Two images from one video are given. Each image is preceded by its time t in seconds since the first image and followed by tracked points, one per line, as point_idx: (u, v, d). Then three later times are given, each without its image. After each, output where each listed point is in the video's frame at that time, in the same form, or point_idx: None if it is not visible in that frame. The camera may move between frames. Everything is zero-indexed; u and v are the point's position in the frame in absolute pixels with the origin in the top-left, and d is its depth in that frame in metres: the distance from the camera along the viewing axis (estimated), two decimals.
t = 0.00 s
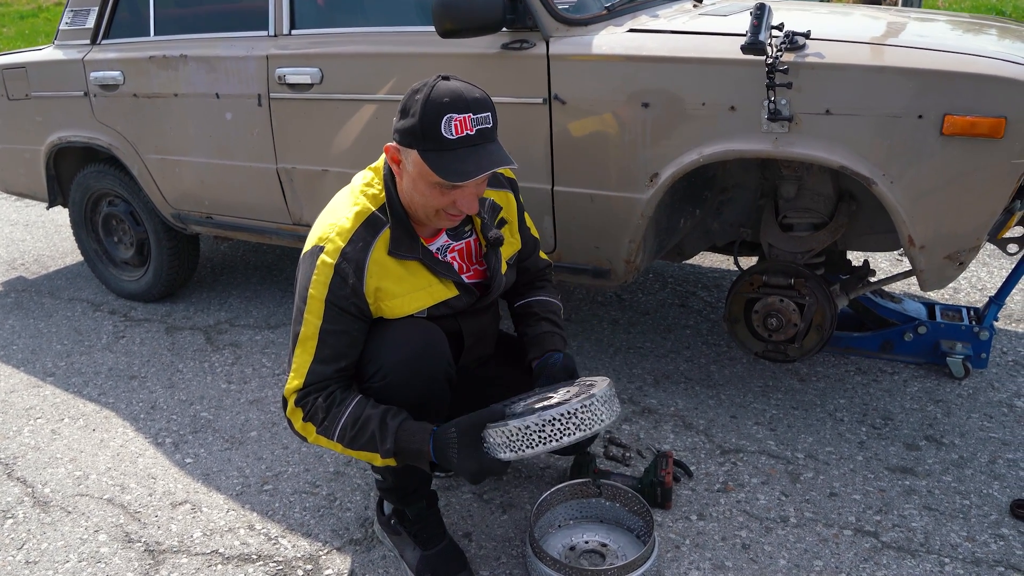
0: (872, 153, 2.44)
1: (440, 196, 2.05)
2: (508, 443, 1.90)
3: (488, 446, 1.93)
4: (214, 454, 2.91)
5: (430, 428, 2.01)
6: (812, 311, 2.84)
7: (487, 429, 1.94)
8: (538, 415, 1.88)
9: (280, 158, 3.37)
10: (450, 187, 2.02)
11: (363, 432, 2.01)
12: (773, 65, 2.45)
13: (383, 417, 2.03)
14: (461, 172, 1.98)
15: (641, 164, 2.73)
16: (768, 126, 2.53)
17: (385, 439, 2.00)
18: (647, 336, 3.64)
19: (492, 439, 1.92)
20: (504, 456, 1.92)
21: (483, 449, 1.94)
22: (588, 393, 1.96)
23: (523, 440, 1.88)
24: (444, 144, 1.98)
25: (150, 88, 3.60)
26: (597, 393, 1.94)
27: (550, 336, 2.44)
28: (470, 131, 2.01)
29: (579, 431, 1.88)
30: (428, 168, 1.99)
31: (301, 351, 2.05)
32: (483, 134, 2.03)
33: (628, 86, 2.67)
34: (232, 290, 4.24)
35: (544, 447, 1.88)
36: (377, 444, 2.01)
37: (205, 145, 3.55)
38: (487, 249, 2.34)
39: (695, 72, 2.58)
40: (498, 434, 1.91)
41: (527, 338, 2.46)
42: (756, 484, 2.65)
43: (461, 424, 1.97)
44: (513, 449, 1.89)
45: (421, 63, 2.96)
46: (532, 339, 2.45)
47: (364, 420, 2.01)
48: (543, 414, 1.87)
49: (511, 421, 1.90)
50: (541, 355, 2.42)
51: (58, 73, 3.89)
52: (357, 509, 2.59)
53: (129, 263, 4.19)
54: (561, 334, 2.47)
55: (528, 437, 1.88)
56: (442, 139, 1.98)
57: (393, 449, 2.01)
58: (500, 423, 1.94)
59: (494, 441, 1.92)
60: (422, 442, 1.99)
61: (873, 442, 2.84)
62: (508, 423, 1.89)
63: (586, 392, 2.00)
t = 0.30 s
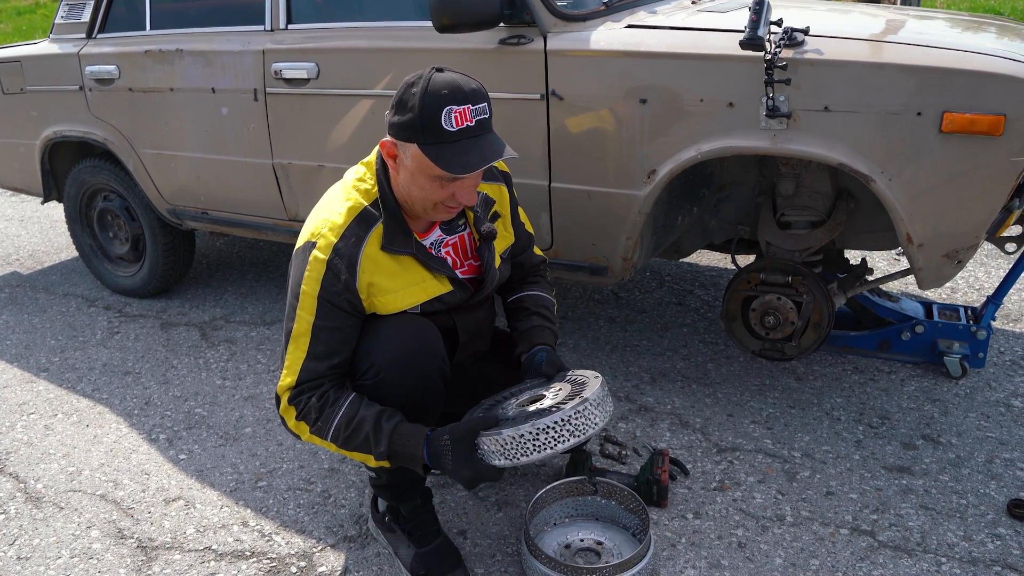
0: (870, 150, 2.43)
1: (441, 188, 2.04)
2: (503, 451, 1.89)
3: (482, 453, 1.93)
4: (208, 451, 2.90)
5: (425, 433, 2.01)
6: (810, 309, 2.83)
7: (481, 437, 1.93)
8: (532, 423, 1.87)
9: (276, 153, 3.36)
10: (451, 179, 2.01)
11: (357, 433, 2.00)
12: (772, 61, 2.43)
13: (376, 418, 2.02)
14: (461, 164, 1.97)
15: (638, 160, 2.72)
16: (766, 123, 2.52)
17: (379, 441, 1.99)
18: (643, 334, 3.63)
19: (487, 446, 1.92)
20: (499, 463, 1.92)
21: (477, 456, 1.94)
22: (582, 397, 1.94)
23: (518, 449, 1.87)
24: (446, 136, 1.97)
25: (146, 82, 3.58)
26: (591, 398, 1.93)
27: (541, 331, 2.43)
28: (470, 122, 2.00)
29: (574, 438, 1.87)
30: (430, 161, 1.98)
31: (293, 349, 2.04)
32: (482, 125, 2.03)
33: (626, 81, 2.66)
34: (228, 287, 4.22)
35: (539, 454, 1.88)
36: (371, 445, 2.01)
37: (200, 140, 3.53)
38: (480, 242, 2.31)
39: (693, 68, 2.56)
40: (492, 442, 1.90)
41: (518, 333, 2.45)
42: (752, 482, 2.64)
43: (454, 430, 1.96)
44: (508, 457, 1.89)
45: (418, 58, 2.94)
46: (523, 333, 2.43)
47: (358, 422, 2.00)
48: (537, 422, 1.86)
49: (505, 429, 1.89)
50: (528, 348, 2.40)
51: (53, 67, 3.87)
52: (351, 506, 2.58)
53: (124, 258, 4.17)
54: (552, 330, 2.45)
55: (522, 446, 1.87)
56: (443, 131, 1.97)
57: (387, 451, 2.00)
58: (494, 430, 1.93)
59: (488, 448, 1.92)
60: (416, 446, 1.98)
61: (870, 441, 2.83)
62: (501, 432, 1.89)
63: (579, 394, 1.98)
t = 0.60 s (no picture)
0: (867, 150, 2.43)
1: (436, 183, 2.03)
2: (496, 452, 1.89)
3: (475, 454, 1.93)
4: (205, 451, 2.89)
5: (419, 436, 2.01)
6: (808, 309, 2.84)
7: (474, 438, 1.92)
8: (524, 424, 1.86)
9: (273, 153, 3.35)
10: (447, 173, 2.00)
11: (352, 435, 2.00)
12: (770, 61, 2.43)
13: (371, 419, 2.02)
14: (459, 156, 1.97)
15: (636, 160, 2.72)
16: (764, 122, 2.52)
17: (374, 444, 2.00)
18: (641, 334, 3.62)
19: (480, 447, 1.91)
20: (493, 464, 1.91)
21: (471, 457, 1.94)
22: (575, 397, 1.92)
23: (510, 450, 1.87)
24: (441, 130, 1.97)
25: (142, 82, 3.58)
26: (584, 398, 1.91)
27: (539, 330, 2.42)
28: (464, 116, 2.00)
29: (567, 438, 1.86)
30: (426, 156, 1.97)
31: (286, 350, 2.03)
32: (477, 119, 2.03)
33: (623, 81, 2.66)
34: (225, 287, 4.21)
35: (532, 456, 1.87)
36: (365, 447, 2.01)
37: (197, 140, 3.53)
38: (473, 242, 2.32)
39: (691, 68, 2.56)
40: (484, 443, 1.90)
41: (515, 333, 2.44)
42: (750, 482, 2.64)
43: (448, 431, 1.96)
44: (502, 459, 1.89)
45: (415, 58, 2.94)
46: (521, 334, 2.42)
47: (353, 423, 2.00)
48: (528, 423, 1.85)
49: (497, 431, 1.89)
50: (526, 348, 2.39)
51: (50, 67, 3.86)
52: (348, 506, 2.57)
53: (121, 258, 4.16)
54: (550, 327, 2.44)
55: (515, 447, 1.86)
56: (439, 125, 1.96)
57: (382, 453, 2.00)
58: (487, 430, 1.92)
59: (481, 449, 1.91)
60: (410, 448, 1.98)
61: (867, 441, 2.83)
62: (494, 433, 1.88)
63: (573, 394, 1.97)
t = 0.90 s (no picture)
0: (868, 149, 2.43)
1: (434, 194, 2.02)
2: (499, 502, 1.85)
3: (482, 496, 1.90)
4: (204, 452, 2.88)
5: (433, 464, 1.98)
6: (808, 308, 2.83)
7: (483, 481, 1.89)
8: (532, 484, 1.81)
9: (272, 152, 3.34)
10: (445, 185, 1.99)
11: (364, 457, 2.00)
12: (770, 60, 2.42)
13: (384, 443, 2.01)
14: (461, 170, 1.95)
15: (636, 159, 2.71)
16: (764, 121, 2.51)
17: (386, 468, 1.99)
18: (641, 334, 3.61)
19: (486, 492, 1.88)
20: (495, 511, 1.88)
21: (478, 497, 1.91)
22: (593, 468, 1.85)
23: (513, 506, 1.83)
24: (443, 141, 1.95)
25: (140, 81, 3.56)
26: (601, 473, 1.83)
27: (541, 333, 2.41)
28: (468, 128, 1.99)
29: (572, 511, 1.81)
30: (426, 166, 1.96)
31: (297, 365, 2.01)
32: (481, 131, 2.02)
33: (623, 80, 2.65)
34: (223, 287, 4.20)
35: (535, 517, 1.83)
36: (378, 471, 2.00)
37: (195, 139, 3.51)
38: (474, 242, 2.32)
39: (691, 67, 2.55)
40: (490, 491, 1.86)
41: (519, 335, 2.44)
42: (751, 482, 2.63)
43: (459, 468, 1.92)
44: (504, 512, 1.85)
45: (414, 57, 2.93)
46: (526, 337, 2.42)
47: (365, 445, 2.00)
48: (535, 486, 1.80)
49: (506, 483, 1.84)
50: (535, 355, 2.39)
51: (48, 66, 3.85)
52: (347, 507, 2.56)
53: (119, 258, 4.15)
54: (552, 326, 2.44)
55: (519, 505, 1.82)
56: (441, 136, 1.95)
57: (394, 478, 2.00)
58: (497, 477, 1.88)
59: (487, 494, 1.88)
60: (421, 476, 1.97)
61: (868, 441, 2.82)
62: (500, 484, 1.84)
63: (594, 463, 1.89)
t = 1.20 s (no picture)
0: (871, 145, 2.41)
1: (456, 223, 1.91)
2: None
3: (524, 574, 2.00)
4: (203, 451, 2.86)
5: (484, 517, 2.03)
6: (811, 305, 2.81)
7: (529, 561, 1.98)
8: None
9: (271, 150, 3.33)
10: (467, 215, 1.88)
11: (416, 499, 2.01)
12: (773, 54, 2.41)
13: (438, 489, 2.02)
14: (489, 206, 1.84)
15: (637, 155, 2.69)
16: (767, 117, 2.50)
17: (437, 516, 2.02)
18: (642, 331, 3.60)
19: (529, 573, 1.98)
20: None
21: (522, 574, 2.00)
22: None
23: None
24: (472, 173, 1.84)
25: (139, 79, 3.54)
26: None
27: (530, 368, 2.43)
28: (498, 161, 1.87)
29: None
30: (452, 196, 1.85)
31: (342, 394, 1.95)
32: (511, 164, 1.90)
33: (624, 76, 2.64)
34: (222, 285, 4.18)
35: None
36: (427, 515, 2.02)
37: (194, 136, 3.50)
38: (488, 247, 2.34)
39: (693, 62, 2.54)
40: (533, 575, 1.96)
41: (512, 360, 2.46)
42: (753, 480, 2.62)
43: (510, 536, 2.00)
44: None
45: (414, 53, 2.91)
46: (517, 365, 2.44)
47: (419, 489, 2.00)
48: None
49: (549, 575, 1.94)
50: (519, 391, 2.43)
51: (45, 63, 3.83)
52: (349, 506, 2.55)
53: (118, 257, 4.13)
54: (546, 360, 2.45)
55: None
56: (470, 167, 1.83)
57: (441, 525, 2.03)
58: (544, 564, 1.97)
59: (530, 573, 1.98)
60: (473, 530, 2.02)
61: (871, 439, 2.81)
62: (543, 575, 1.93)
63: None
